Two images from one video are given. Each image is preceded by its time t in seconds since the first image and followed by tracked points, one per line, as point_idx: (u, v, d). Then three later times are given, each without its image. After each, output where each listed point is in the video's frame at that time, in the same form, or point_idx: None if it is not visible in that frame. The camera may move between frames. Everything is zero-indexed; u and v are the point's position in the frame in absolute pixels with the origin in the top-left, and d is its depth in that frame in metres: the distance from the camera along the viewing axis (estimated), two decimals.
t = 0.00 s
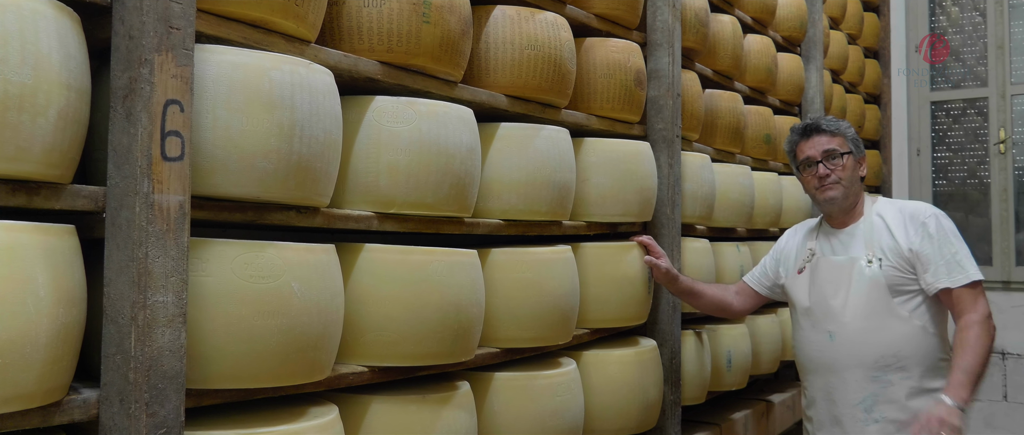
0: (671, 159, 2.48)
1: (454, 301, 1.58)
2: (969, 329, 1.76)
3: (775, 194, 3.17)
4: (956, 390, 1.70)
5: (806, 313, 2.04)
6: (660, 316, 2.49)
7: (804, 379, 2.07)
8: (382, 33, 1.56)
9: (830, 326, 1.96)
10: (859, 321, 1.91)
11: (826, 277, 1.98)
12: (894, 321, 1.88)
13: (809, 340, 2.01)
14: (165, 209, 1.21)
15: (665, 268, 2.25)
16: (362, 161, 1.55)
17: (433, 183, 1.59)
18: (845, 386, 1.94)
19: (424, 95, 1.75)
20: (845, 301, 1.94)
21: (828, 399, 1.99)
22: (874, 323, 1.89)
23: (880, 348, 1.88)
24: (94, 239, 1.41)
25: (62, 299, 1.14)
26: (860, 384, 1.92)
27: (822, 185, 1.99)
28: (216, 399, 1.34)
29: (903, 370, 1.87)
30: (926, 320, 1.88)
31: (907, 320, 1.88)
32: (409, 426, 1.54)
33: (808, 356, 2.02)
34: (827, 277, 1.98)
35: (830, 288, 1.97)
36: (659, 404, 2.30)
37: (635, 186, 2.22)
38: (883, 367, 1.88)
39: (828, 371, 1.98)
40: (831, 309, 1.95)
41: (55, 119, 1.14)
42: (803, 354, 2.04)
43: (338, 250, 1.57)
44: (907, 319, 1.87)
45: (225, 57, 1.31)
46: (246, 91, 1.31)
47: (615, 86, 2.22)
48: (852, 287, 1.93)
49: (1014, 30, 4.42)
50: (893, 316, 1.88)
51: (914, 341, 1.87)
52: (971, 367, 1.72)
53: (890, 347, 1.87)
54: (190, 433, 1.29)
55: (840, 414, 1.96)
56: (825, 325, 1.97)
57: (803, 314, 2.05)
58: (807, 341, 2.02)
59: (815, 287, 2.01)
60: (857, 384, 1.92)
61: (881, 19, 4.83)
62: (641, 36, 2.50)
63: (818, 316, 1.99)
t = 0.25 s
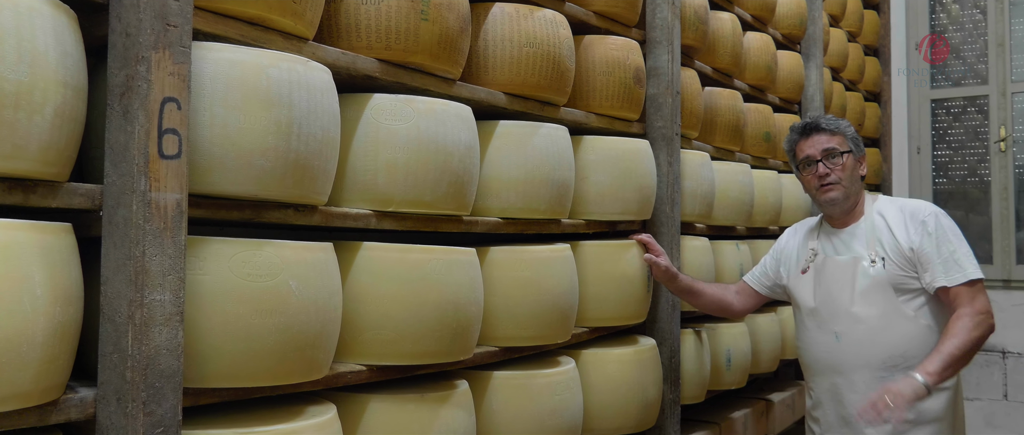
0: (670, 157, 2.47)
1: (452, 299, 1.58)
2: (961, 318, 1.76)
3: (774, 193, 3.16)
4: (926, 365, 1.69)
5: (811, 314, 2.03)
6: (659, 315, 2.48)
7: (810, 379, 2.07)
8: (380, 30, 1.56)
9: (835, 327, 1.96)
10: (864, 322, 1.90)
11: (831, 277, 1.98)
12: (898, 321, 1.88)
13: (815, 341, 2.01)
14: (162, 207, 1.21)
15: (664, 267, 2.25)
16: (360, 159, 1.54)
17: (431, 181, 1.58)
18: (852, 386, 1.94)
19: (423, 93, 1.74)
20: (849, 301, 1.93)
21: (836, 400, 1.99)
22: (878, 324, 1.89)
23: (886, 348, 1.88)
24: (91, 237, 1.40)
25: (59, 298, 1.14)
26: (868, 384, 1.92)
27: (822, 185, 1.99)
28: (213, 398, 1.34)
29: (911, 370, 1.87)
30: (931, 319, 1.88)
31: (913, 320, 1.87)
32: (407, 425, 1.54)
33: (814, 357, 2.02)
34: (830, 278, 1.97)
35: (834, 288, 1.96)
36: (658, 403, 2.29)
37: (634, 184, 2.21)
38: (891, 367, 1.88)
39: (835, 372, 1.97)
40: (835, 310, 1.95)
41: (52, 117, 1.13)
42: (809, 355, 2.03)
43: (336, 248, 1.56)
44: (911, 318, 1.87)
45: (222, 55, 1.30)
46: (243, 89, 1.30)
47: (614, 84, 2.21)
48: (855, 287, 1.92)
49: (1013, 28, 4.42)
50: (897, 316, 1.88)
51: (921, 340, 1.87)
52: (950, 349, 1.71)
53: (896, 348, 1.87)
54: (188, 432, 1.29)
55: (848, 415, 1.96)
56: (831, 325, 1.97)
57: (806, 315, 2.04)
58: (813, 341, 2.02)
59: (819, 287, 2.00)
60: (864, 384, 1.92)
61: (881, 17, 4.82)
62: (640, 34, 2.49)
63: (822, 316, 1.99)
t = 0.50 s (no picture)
0: (670, 156, 2.47)
1: (451, 298, 1.58)
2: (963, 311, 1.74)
3: (775, 192, 3.16)
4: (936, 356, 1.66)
5: (812, 314, 2.02)
6: (658, 314, 2.48)
7: (811, 379, 2.07)
8: (379, 28, 1.55)
9: (836, 326, 1.95)
10: (866, 321, 1.90)
11: (832, 276, 1.97)
12: (900, 320, 1.87)
13: (816, 341, 2.01)
14: (160, 205, 1.20)
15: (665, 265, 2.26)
16: (359, 158, 1.54)
17: (430, 179, 1.58)
18: (854, 386, 1.94)
19: (422, 91, 1.74)
20: (851, 301, 1.92)
21: (838, 399, 1.98)
22: (880, 323, 1.89)
23: (889, 347, 1.87)
24: (89, 235, 1.40)
25: (57, 296, 1.13)
26: (870, 384, 1.92)
27: (822, 185, 1.98)
28: (211, 396, 1.33)
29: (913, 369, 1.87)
30: (933, 317, 1.88)
31: (915, 318, 1.87)
32: (406, 425, 1.53)
33: (816, 356, 2.02)
34: (831, 277, 1.97)
35: (835, 287, 1.95)
36: (657, 402, 2.29)
37: (634, 182, 2.21)
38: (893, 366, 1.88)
39: (837, 371, 1.97)
40: (837, 309, 1.94)
41: (50, 115, 1.13)
42: (811, 355, 2.03)
43: (335, 247, 1.56)
44: (913, 317, 1.87)
45: (221, 52, 1.29)
46: (242, 86, 1.30)
47: (614, 82, 2.21)
48: (857, 286, 1.92)
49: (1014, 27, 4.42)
50: (899, 314, 1.88)
51: (923, 339, 1.87)
52: (955, 341, 1.68)
53: (898, 347, 1.87)
54: (185, 431, 1.28)
55: (851, 415, 1.96)
56: (833, 325, 1.96)
57: (807, 314, 2.04)
58: (814, 341, 2.01)
59: (820, 287, 2.00)
60: (867, 384, 1.91)
61: (882, 15, 4.82)
62: (640, 32, 2.49)
63: (823, 316, 1.98)
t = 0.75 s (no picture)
0: (669, 154, 2.46)
1: (449, 297, 1.57)
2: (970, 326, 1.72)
3: (774, 191, 3.15)
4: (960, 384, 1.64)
5: (812, 314, 2.02)
6: (657, 314, 2.48)
7: (811, 379, 2.06)
8: (377, 26, 1.55)
9: (836, 326, 1.95)
10: (866, 321, 1.90)
11: (832, 276, 1.96)
12: (900, 320, 1.87)
13: (816, 341, 2.00)
14: (158, 204, 1.20)
15: (664, 265, 2.26)
16: (357, 156, 1.53)
17: (429, 178, 1.57)
18: (854, 386, 1.94)
19: (420, 89, 1.73)
20: (850, 300, 1.92)
21: (838, 400, 1.98)
22: (880, 323, 1.88)
23: (889, 347, 1.87)
24: (86, 234, 1.39)
25: (54, 295, 1.13)
26: (870, 384, 1.91)
27: (820, 183, 1.98)
28: (209, 396, 1.33)
29: (913, 369, 1.86)
30: (932, 317, 1.87)
31: (915, 318, 1.86)
32: (403, 424, 1.53)
33: (816, 357, 2.01)
34: (831, 277, 1.96)
35: (835, 287, 1.95)
36: (656, 402, 2.29)
37: (633, 181, 2.21)
38: (893, 366, 1.87)
39: (837, 371, 1.97)
40: (837, 309, 1.94)
41: (47, 113, 1.12)
42: (811, 355, 2.03)
43: (332, 246, 1.55)
44: (914, 317, 1.86)
45: (218, 50, 1.29)
46: (239, 85, 1.29)
47: (613, 81, 2.20)
48: (856, 286, 1.92)
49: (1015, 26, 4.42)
50: (899, 314, 1.87)
51: (923, 339, 1.86)
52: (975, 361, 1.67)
53: (898, 347, 1.86)
54: (182, 431, 1.28)
55: (851, 415, 1.96)
56: (832, 325, 1.96)
57: (807, 314, 2.03)
58: (814, 341, 2.01)
59: (820, 286, 1.99)
60: (867, 384, 1.91)
61: (882, 14, 4.81)
62: (639, 30, 2.48)
63: (823, 316, 1.98)
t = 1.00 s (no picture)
0: (668, 153, 2.46)
1: (448, 296, 1.57)
2: (975, 348, 1.77)
3: (773, 190, 3.15)
4: (987, 416, 1.72)
5: (811, 313, 2.01)
6: (656, 313, 2.47)
7: (810, 379, 2.06)
8: (375, 25, 1.54)
9: (835, 326, 1.94)
10: (865, 321, 1.89)
11: (831, 276, 1.96)
12: (900, 321, 1.87)
13: (815, 341, 2.00)
14: (155, 204, 1.19)
15: (664, 265, 2.25)
16: (355, 155, 1.53)
17: (427, 177, 1.57)
18: (852, 387, 1.93)
19: (418, 88, 1.72)
20: (850, 300, 1.92)
21: (836, 400, 1.98)
22: (880, 324, 1.88)
23: (888, 348, 1.87)
24: (83, 233, 1.39)
25: (50, 295, 1.12)
26: (869, 385, 1.91)
27: (822, 179, 1.98)
28: (206, 396, 1.32)
29: (912, 371, 1.86)
30: (932, 319, 1.87)
31: (914, 319, 1.86)
32: (402, 424, 1.53)
33: (815, 357, 2.01)
34: (831, 276, 1.96)
35: (835, 287, 1.95)
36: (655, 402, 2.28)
37: (632, 180, 2.20)
38: (892, 367, 1.87)
39: (835, 372, 1.96)
40: (836, 309, 1.94)
41: (44, 112, 1.11)
42: (810, 355, 2.02)
43: (331, 245, 1.55)
44: (914, 319, 1.86)
45: (215, 49, 1.28)
46: (237, 83, 1.29)
47: (612, 79, 2.20)
48: (856, 286, 1.91)
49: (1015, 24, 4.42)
50: (898, 315, 1.87)
51: (923, 340, 1.86)
52: (990, 389, 1.74)
53: (898, 348, 1.86)
54: (180, 431, 1.27)
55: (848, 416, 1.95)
56: (831, 325, 1.95)
57: (806, 314, 2.03)
58: (813, 341, 2.01)
59: (820, 286, 1.99)
60: (865, 385, 1.91)
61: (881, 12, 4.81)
62: (638, 29, 2.48)
63: (823, 315, 1.98)
